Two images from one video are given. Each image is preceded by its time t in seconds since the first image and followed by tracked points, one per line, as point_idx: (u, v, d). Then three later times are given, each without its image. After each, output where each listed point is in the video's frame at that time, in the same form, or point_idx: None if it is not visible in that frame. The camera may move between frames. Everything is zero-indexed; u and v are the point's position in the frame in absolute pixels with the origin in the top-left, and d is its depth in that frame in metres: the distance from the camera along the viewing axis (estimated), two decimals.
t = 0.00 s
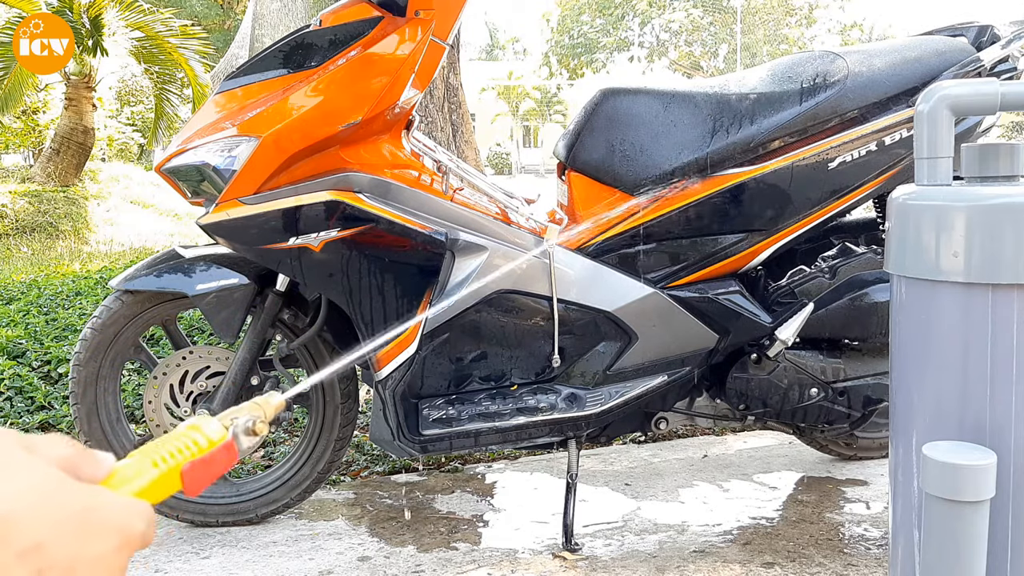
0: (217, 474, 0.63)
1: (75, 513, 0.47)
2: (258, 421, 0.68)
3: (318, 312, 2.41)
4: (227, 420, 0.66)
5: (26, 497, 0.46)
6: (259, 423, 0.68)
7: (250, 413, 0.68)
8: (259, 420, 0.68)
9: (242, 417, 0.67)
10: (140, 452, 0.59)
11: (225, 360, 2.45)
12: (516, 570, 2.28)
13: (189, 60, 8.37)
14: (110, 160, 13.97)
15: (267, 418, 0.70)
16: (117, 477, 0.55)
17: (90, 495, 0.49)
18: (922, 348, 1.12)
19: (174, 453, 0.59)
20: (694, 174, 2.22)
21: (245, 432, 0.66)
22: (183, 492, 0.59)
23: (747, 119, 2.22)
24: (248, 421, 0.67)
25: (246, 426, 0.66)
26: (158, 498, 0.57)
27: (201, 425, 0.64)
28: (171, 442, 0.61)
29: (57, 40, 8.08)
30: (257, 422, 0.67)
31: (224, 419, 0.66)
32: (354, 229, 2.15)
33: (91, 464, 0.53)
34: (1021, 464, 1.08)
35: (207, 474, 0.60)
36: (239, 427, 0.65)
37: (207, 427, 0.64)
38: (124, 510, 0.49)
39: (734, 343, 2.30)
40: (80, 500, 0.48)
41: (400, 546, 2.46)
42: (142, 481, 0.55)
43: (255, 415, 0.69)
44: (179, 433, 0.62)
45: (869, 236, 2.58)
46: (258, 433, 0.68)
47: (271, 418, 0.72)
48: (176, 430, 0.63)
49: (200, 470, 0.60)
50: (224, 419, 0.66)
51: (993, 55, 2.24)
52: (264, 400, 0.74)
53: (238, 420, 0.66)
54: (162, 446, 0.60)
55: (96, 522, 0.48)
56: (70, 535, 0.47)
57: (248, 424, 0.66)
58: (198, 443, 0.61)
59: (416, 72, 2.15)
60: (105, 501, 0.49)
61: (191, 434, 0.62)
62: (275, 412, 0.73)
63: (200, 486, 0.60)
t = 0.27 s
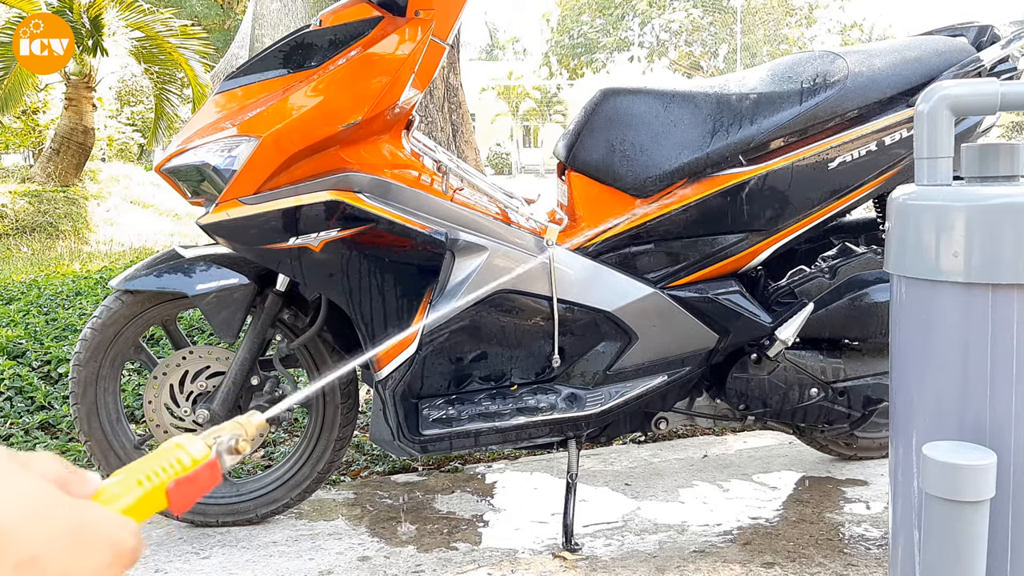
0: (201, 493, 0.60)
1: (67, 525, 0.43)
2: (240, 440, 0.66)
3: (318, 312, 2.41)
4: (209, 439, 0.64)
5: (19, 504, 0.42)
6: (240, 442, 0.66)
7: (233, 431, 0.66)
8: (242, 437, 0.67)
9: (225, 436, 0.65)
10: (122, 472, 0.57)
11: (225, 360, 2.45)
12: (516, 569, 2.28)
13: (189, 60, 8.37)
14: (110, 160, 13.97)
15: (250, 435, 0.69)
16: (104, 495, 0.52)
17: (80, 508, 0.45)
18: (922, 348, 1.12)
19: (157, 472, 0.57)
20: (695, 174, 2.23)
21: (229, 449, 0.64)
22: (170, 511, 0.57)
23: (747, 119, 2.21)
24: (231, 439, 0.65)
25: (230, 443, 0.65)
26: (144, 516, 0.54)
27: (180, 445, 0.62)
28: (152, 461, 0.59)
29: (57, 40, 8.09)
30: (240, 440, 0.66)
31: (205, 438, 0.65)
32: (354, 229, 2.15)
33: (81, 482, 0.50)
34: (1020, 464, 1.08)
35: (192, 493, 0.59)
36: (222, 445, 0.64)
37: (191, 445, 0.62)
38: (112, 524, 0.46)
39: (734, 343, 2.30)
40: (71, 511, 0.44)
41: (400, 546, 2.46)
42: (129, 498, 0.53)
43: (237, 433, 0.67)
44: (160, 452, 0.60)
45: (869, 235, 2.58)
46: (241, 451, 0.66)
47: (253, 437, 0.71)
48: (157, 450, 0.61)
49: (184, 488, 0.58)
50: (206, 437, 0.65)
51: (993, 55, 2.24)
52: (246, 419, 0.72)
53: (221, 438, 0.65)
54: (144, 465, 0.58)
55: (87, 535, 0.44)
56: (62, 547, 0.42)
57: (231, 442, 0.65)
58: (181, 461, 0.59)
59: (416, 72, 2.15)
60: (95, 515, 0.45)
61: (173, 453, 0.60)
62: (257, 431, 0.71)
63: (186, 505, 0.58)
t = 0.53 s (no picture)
0: (212, 487, 0.58)
1: (76, 527, 0.44)
2: (253, 431, 0.62)
3: (318, 312, 2.41)
4: (221, 430, 0.61)
5: (28, 515, 0.43)
6: (254, 432, 0.62)
7: (245, 422, 0.62)
8: (254, 429, 0.62)
9: (237, 428, 0.61)
10: (134, 466, 0.55)
11: (225, 360, 2.45)
12: (516, 569, 2.28)
13: (189, 60, 8.37)
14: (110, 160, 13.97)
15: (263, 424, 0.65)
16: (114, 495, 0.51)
17: (90, 507, 0.46)
18: (922, 349, 1.12)
19: (169, 466, 0.55)
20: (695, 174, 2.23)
21: (240, 443, 0.60)
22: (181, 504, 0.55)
23: (747, 119, 2.21)
24: (243, 432, 0.61)
25: (241, 436, 0.60)
26: (156, 512, 0.53)
27: (198, 435, 0.59)
28: (166, 454, 0.56)
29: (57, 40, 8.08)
30: (253, 432, 0.61)
31: (219, 428, 0.61)
32: (354, 229, 2.15)
33: (87, 481, 0.51)
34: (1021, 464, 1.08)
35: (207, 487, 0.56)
36: (234, 437, 0.60)
37: (203, 436, 0.59)
38: (124, 524, 0.46)
39: (734, 343, 2.30)
40: (80, 513, 0.45)
41: (400, 546, 2.46)
42: (140, 495, 0.52)
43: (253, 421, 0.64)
44: (174, 444, 0.58)
45: (869, 235, 2.58)
46: (252, 444, 0.61)
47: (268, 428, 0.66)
48: (173, 441, 0.59)
49: (196, 483, 0.56)
50: (218, 427, 0.61)
51: (993, 55, 2.24)
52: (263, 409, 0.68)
53: (234, 429, 0.61)
54: (156, 458, 0.56)
55: (98, 534, 0.45)
56: (70, 549, 0.43)
57: (243, 435, 0.60)
58: (194, 454, 0.57)
59: (416, 72, 2.15)
60: (104, 514, 0.46)
61: (187, 444, 0.58)
62: (269, 422, 0.67)
63: (199, 496, 0.56)
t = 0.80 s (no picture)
0: (225, 473, 0.62)
1: (83, 520, 0.46)
2: (266, 419, 0.66)
3: (318, 312, 2.41)
4: (235, 418, 0.64)
5: (38, 508, 0.45)
6: (267, 420, 0.66)
7: (259, 410, 0.66)
8: (266, 418, 0.66)
9: (250, 415, 0.65)
10: (149, 455, 0.59)
11: (225, 360, 2.45)
12: (516, 569, 2.28)
13: (189, 60, 8.37)
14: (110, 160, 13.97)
15: (276, 413, 0.68)
16: (127, 483, 0.55)
17: (97, 500, 0.48)
18: (922, 349, 1.12)
19: (183, 454, 0.59)
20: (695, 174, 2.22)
21: (253, 430, 0.64)
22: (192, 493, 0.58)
23: (746, 119, 2.21)
24: (256, 420, 0.65)
25: (254, 424, 0.64)
26: (167, 501, 0.57)
27: (211, 423, 0.62)
28: (181, 442, 0.60)
29: (57, 40, 8.08)
30: (266, 421, 0.65)
31: (234, 415, 0.65)
32: (354, 229, 2.15)
33: (98, 470, 0.54)
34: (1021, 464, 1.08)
35: (220, 473, 0.60)
36: (246, 425, 0.64)
37: (216, 424, 0.62)
38: (130, 517, 0.48)
39: (734, 343, 2.30)
40: (89, 507, 0.47)
41: (400, 546, 2.46)
42: (152, 484, 0.56)
43: (265, 411, 0.67)
44: (188, 433, 0.61)
45: (869, 235, 2.58)
46: (265, 432, 0.65)
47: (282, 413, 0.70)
48: (186, 428, 0.62)
49: (208, 471, 0.59)
50: (234, 414, 0.65)
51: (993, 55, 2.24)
52: (276, 395, 0.71)
53: (248, 417, 0.65)
54: (173, 446, 0.60)
55: (104, 527, 0.47)
56: (76, 541, 0.45)
57: (256, 422, 0.64)
58: (206, 443, 0.60)
59: (416, 73, 2.15)
60: (111, 507, 0.48)
61: (199, 434, 0.61)
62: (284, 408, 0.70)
63: (210, 485, 0.60)
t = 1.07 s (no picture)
0: (210, 497, 0.61)
1: (76, 536, 0.47)
2: (250, 442, 0.67)
3: (318, 311, 2.41)
4: (218, 442, 0.65)
5: (33, 525, 0.46)
6: (251, 445, 0.67)
7: (243, 433, 0.67)
8: (252, 440, 0.67)
9: (235, 439, 0.66)
10: (134, 477, 0.58)
11: (225, 360, 2.45)
12: (516, 569, 2.28)
13: (189, 60, 8.37)
14: (110, 160, 13.97)
15: (260, 437, 0.69)
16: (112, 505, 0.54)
17: (91, 517, 0.49)
18: (922, 349, 1.12)
19: (169, 477, 0.58)
20: (695, 174, 2.22)
21: (237, 453, 0.65)
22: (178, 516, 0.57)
23: (747, 120, 2.22)
24: (241, 442, 0.66)
25: (239, 447, 0.65)
26: (152, 523, 0.56)
27: (194, 447, 0.62)
28: (166, 465, 0.60)
29: (57, 40, 8.08)
30: (250, 443, 0.66)
31: (216, 441, 0.65)
32: (354, 229, 2.15)
33: (87, 489, 0.54)
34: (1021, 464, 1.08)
35: (205, 495, 0.59)
36: (231, 448, 0.65)
37: (201, 448, 0.62)
38: (121, 534, 0.49)
39: (734, 343, 2.30)
40: (82, 522, 0.48)
41: (399, 546, 2.46)
42: (137, 506, 0.55)
43: (248, 435, 0.68)
44: (172, 456, 0.61)
45: (870, 236, 2.58)
46: (250, 454, 0.67)
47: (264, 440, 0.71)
48: (170, 452, 0.62)
49: (194, 494, 0.59)
50: (215, 440, 0.66)
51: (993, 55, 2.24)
52: (258, 420, 0.72)
53: (231, 441, 0.66)
54: (158, 468, 0.59)
55: (96, 544, 0.48)
56: (68, 556, 0.46)
57: (240, 446, 0.65)
58: (191, 466, 0.60)
59: (416, 73, 2.15)
60: (103, 524, 0.49)
61: (183, 458, 0.61)
62: (268, 432, 0.71)
63: (197, 510, 0.59)
